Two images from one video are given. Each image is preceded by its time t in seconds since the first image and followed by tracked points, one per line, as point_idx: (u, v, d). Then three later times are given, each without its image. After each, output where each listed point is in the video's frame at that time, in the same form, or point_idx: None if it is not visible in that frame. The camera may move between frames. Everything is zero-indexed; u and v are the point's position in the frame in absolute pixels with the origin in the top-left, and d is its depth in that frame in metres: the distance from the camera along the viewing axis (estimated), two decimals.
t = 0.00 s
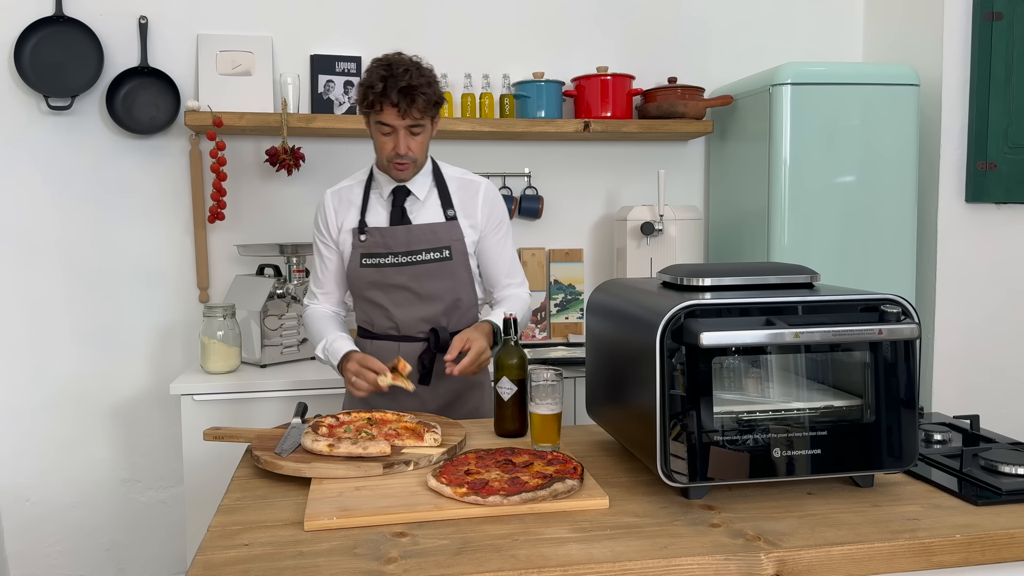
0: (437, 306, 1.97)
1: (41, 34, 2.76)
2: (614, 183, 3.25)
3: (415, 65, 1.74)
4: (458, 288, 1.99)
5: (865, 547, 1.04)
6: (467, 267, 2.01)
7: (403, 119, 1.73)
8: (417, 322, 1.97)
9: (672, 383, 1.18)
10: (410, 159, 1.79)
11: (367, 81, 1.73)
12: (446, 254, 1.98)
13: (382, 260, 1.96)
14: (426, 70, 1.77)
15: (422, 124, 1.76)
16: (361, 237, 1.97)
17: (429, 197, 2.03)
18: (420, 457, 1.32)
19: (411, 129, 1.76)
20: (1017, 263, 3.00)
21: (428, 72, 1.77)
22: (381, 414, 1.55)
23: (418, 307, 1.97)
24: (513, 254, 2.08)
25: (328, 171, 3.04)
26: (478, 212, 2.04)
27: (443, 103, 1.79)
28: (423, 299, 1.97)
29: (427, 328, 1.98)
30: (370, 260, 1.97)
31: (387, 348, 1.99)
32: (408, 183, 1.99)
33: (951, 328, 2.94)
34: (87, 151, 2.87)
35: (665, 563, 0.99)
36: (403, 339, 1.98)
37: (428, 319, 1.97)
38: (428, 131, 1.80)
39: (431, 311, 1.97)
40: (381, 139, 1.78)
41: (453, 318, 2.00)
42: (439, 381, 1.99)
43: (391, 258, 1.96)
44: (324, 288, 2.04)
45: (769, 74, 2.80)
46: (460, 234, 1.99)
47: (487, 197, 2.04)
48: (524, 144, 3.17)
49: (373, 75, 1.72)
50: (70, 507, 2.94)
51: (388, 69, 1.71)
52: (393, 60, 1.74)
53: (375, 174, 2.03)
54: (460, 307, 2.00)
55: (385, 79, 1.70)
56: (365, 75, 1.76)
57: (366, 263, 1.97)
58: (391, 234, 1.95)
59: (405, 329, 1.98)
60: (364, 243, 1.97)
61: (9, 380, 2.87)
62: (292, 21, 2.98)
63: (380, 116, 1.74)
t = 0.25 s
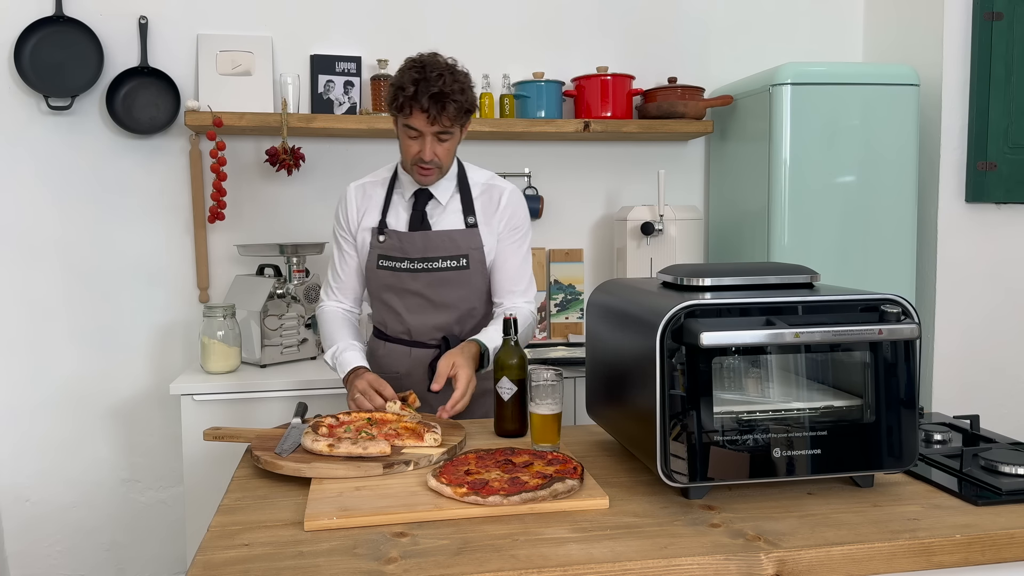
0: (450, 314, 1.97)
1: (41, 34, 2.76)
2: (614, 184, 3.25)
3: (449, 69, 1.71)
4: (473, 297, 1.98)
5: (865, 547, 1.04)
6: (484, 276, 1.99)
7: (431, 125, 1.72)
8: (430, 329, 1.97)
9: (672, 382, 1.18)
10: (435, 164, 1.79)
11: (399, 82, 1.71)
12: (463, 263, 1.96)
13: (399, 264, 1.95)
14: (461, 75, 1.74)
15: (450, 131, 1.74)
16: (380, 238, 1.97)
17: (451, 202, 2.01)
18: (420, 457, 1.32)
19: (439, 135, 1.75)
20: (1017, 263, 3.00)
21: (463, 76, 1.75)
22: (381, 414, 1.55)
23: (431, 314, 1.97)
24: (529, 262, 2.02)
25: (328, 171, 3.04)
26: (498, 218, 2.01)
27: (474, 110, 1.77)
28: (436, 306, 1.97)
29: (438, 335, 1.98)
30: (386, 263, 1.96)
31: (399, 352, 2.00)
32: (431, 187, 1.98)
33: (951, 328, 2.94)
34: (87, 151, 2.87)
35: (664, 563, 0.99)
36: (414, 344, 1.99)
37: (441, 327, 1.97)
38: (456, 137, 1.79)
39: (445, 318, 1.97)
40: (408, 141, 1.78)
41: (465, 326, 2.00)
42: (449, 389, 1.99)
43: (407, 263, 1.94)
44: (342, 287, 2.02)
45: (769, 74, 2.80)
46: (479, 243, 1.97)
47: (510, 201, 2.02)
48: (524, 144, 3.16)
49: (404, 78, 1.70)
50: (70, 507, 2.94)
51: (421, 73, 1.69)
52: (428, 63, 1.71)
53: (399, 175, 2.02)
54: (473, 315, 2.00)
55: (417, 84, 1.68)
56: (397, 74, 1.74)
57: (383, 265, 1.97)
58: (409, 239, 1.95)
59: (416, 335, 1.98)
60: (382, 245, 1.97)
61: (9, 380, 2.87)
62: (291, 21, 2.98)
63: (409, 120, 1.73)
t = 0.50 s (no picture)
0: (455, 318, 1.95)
1: (41, 34, 2.76)
2: (614, 184, 3.25)
3: (473, 69, 1.70)
4: (480, 303, 1.95)
5: (865, 547, 1.04)
6: (493, 282, 1.97)
7: (450, 125, 1.72)
8: (434, 331, 1.97)
9: (672, 383, 1.18)
10: (452, 164, 1.79)
11: (421, 80, 1.71)
12: (472, 267, 1.94)
13: (407, 262, 1.95)
14: (486, 76, 1.73)
15: (469, 132, 1.74)
16: (392, 234, 1.97)
17: (467, 205, 2.00)
18: (420, 457, 1.32)
19: (457, 135, 1.75)
20: (1017, 263, 3.00)
21: (487, 77, 1.73)
22: (381, 414, 1.55)
23: (436, 316, 1.96)
24: (540, 274, 1.98)
25: (328, 171, 3.04)
26: (514, 225, 1.99)
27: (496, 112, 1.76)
28: (442, 309, 1.95)
29: (442, 338, 1.97)
30: (396, 260, 1.97)
31: (403, 352, 2.00)
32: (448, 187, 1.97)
33: (951, 328, 2.94)
34: (87, 151, 2.87)
35: (665, 563, 0.99)
36: (418, 344, 1.99)
37: (445, 330, 1.96)
38: (476, 139, 1.79)
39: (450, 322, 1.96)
40: (427, 139, 1.78)
41: (471, 331, 1.97)
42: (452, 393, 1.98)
43: (416, 262, 1.94)
44: (354, 281, 2.07)
45: (769, 74, 2.80)
46: (490, 248, 1.95)
47: (527, 208, 1.99)
48: (524, 143, 3.16)
49: (426, 76, 1.69)
50: (70, 507, 2.94)
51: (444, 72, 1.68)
52: (453, 62, 1.70)
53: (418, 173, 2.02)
54: (480, 321, 1.97)
55: (439, 83, 1.67)
56: (420, 71, 1.73)
57: (392, 262, 1.97)
58: (419, 238, 1.94)
59: (420, 336, 1.98)
60: (393, 241, 1.98)
61: (9, 380, 2.87)
62: (291, 21, 2.98)
63: (428, 118, 1.73)
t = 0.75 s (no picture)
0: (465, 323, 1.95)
1: (41, 34, 2.76)
2: (614, 184, 3.25)
3: (498, 73, 1.69)
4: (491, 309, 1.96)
5: (865, 547, 1.04)
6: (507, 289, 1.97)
7: (472, 130, 1.71)
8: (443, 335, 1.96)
9: (672, 383, 1.18)
10: (470, 167, 1.80)
11: (444, 81, 1.69)
12: (486, 272, 1.95)
13: (419, 264, 1.95)
14: (510, 80, 1.71)
15: (490, 137, 1.74)
16: (404, 235, 1.97)
17: (482, 208, 2.00)
18: (420, 457, 1.32)
19: (479, 140, 1.74)
20: (1017, 263, 3.00)
21: (511, 81, 1.72)
22: (381, 414, 1.55)
23: (445, 321, 1.95)
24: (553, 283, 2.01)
25: (328, 171, 3.04)
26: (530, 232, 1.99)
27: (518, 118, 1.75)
28: (452, 313, 1.95)
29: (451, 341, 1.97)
30: (408, 262, 1.96)
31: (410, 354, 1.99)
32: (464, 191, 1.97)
33: (950, 328, 2.94)
34: (86, 151, 2.87)
35: (665, 563, 0.99)
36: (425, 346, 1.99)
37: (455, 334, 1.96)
38: (496, 143, 1.79)
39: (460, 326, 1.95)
40: (446, 141, 1.77)
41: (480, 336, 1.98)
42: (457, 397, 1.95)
43: (428, 264, 1.94)
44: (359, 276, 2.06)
45: (769, 74, 2.80)
46: (504, 255, 1.95)
47: (543, 215, 1.99)
48: (524, 143, 3.16)
49: (451, 78, 1.68)
50: (70, 507, 2.94)
51: (468, 76, 1.66)
52: (478, 65, 1.68)
53: (431, 173, 2.02)
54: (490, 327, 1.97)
55: (464, 86, 1.66)
56: (444, 72, 1.71)
57: (404, 263, 1.97)
58: (433, 240, 1.94)
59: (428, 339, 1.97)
60: (405, 242, 1.97)
61: (8, 380, 2.87)
62: (291, 21, 2.98)
63: (450, 121, 1.72)
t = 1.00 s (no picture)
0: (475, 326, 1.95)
1: (41, 34, 2.76)
2: (614, 184, 3.25)
3: (518, 76, 1.69)
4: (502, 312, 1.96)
5: (865, 547, 1.04)
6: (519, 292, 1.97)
7: (490, 132, 1.71)
8: (452, 338, 1.96)
9: (672, 383, 1.18)
10: (485, 169, 1.80)
11: (464, 82, 1.69)
12: (498, 276, 1.94)
13: (431, 267, 1.94)
14: (529, 84, 1.71)
15: (507, 140, 1.74)
16: (416, 237, 1.97)
17: (494, 210, 2.01)
18: (420, 456, 1.32)
19: (495, 143, 1.74)
20: (1017, 263, 3.00)
21: (530, 85, 1.72)
22: (381, 414, 1.55)
23: (454, 324, 1.95)
24: (559, 286, 2.03)
25: (328, 171, 3.04)
26: (541, 234, 2.02)
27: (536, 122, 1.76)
28: (462, 316, 1.95)
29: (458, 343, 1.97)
30: (418, 264, 1.95)
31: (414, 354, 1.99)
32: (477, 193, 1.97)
33: (950, 328, 2.94)
34: (86, 151, 2.87)
35: (665, 563, 0.99)
36: (432, 348, 1.99)
37: (464, 337, 1.96)
38: (512, 146, 1.79)
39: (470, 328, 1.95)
40: (462, 143, 1.78)
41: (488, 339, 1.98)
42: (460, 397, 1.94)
43: (440, 267, 1.93)
44: (366, 272, 1.98)
45: (769, 74, 2.80)
46: (516, 258, 1.95)
47: (553, 218, 2.02)
48: (524, 143, 3.16)
49: (471, 79, 1.67)
50: (70, 507, 2.94)
51: (489, 78, 1.66)
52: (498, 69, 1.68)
53: (443, 173, 2.01)
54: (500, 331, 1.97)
55: (484, 88, 1.66)
56: (463, 73, 1.71)
57: (415, 265, 1.96)
58: (445, 243, 1.93)
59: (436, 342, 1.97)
60: (417, 244, 1.97)
61: (8, 381, 2.87)
62: (291, 21, 2.98)
63: (468, 123, 1.72)
